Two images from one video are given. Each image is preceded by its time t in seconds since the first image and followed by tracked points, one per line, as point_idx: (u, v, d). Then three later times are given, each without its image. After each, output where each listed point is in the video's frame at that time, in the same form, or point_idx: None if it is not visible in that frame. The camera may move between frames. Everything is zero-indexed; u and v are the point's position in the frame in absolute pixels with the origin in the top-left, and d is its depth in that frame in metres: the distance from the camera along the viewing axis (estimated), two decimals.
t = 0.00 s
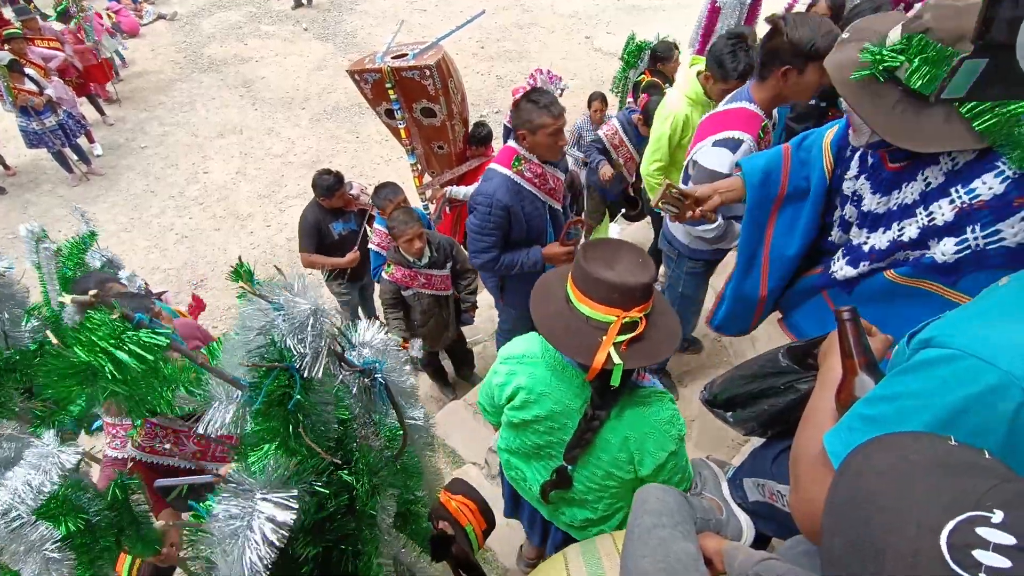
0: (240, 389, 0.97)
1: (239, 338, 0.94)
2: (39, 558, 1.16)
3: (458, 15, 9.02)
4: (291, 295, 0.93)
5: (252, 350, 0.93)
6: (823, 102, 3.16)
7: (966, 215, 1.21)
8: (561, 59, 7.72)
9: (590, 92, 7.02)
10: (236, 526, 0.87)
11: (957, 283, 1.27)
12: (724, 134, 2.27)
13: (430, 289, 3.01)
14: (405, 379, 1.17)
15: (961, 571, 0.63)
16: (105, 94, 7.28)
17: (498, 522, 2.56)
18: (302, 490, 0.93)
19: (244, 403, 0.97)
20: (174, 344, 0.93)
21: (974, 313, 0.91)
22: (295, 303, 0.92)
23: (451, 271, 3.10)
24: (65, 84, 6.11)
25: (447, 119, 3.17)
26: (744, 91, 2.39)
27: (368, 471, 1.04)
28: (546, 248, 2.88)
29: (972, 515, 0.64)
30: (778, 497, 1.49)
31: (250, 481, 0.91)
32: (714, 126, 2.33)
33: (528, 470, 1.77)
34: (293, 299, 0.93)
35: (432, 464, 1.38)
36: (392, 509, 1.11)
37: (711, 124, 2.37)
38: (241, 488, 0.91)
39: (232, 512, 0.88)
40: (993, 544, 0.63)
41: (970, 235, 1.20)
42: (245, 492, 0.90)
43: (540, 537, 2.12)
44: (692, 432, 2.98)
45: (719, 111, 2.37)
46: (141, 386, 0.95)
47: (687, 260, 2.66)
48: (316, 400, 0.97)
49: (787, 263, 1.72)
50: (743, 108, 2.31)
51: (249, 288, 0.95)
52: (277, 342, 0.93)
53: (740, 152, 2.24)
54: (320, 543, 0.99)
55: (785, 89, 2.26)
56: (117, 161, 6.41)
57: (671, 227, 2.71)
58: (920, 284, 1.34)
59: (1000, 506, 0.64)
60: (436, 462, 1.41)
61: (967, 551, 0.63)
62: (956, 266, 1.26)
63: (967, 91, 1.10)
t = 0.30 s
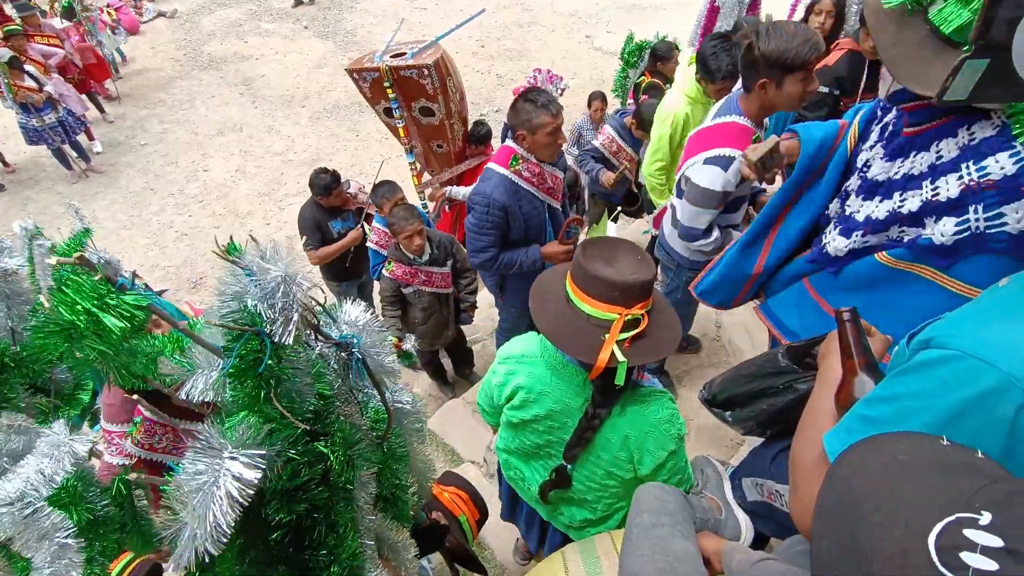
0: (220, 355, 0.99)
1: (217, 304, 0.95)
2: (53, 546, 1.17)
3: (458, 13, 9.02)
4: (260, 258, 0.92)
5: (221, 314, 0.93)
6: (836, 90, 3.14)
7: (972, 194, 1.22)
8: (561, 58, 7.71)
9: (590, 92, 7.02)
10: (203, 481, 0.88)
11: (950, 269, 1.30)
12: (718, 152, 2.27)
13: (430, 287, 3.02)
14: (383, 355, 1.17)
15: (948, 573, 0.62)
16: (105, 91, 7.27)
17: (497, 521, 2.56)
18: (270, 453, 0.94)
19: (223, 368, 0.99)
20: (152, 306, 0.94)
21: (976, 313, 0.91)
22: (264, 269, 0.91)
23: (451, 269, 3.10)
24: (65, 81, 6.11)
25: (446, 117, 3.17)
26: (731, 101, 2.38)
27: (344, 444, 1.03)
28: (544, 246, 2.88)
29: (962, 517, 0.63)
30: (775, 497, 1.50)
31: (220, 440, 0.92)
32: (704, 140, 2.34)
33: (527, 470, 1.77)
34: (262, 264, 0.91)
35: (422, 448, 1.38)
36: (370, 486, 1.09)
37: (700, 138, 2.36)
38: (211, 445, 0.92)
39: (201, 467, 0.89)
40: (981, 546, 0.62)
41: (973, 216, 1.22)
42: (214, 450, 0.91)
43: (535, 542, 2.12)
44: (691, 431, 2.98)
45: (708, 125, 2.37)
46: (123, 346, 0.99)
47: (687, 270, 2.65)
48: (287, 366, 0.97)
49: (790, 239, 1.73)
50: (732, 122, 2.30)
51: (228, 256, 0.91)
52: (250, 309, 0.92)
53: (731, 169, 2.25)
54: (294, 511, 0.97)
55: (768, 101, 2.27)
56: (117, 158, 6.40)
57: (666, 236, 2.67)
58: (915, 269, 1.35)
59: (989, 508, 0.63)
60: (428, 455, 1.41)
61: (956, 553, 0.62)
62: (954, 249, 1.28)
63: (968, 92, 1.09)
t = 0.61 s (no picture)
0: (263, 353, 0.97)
1: (267, 302, 0.94)
2: (69, 539, 1.18)
3: (459, 11, 9.01)
4: (317, 264, 0.93)
5: (274, 316, 0.93)
6: (845, 81, 3.12)
7: (952, 169, 1.37)
8: (561, 56, 7.71)
9: (591, 91, 7.01)
10: (236, 486, 0.87)
11: (906, 242, 1.50)
12: (714, 164, 2.28)
13: (430, 285, 3.01)
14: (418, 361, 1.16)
15: None
16: (105, 88, 7.25)
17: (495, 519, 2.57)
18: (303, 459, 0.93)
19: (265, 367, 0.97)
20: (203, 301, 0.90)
21: (977, 310, 0.91)
22: (321, 273, 0.92)
23: (452, 267, 3.10)
24: (65, 78, 6.10)
25: (445, 116, 3.16)
26: (726, 108, 2.38)
27: (376, 450, 1.03)
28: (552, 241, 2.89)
29: (945, 521, 0.64)
30: (774, 496, 1.50)
31: (255, 445, 0.91)
32: (699, 154, 2.35)
33: (520, 459, 1.77)
34: (319, 269, 0.93)
35: (448, 446, 1.36)
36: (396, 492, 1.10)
37: (694, 151, 2.38)
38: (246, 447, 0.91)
39: (235, 472, 0.88)
40: (967, 551, 0.62)
41: (944, 190, 1.40)
42: (248, 455, 0.90)
43: (521, 530, 2.12)
44: (690, 430, 2.99)
45: (700, 138, 2.38)
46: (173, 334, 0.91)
47: (689, 277, 2.67)
48: (333, 371, 0.97)
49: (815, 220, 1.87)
50: (727, 133, 2.31)
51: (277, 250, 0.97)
52: (299, 310, 0.92)
53: (729, 182, 2.27)
54: (321, 517, 0.97)
55: (763, 111, 2.27)
56: (117, 155, 6.39)
57: (665, 245, 2.66)
58: (875, 246, 1.57)
59: (971, 511, 0.64)
60: (455, 455, 1.41)
61: (942, 559, 0.62)
62: (917, 222, 1.47)
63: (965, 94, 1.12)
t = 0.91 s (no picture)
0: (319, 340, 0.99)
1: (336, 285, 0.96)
2: (85, 556, 1.19)
3: (459, 10, 9.00)
4: (392, 242, 0.96)
5: (350, 298, 0.95)
6: (847, 79, 3.12)
7: (947, 126, 1.39)
8: (562, 56, 7.70)
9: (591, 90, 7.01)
10: (335, 462, 0.89)
11: (897, 200, 1.54)
12: (719, 175, 2.29)
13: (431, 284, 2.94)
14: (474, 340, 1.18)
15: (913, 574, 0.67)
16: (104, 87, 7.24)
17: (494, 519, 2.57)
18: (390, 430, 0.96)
19: (327, 352, 1.00)
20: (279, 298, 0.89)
21: (978, 307, 0.93)
22: (397, 250, 0.95)
23: (453, 265, 3.09)
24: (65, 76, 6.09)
25: (444, 114, 3.15)
26: (727, 115, 2.39)
27: (437, 425, 1.06)
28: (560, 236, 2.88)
29: (920, 518, 0.68)
30: (773, 495, 1.49)
31: (347, 418, 0.93)
32: (701, 163, 2.35)
33: (519, 458, 1.77)
34: (395, 246, 0.96)
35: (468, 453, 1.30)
36: (448, 465, 1.11)
37: (695, 162, 2.39)
38: (337, 423, 0.94)
39: (332, 447, 0.90)
40: (941, 546, 0.66)
41: (936, 149, 1.42)
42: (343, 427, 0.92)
43: (517, 528, 2.13)
44: (689, 430, 2.98)
45: (704, 147, 2.37)
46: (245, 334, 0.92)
47: (689, 281, 2.64)
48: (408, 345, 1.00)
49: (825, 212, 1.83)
50: (730, 142, 2.30)
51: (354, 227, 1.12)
52: (375, 288, 0.94)
53: (733, 192, 2.29)
54: (399, 489, 1.00)
55: (767, 120, 2.28)
56: (117, 153, 6.39)
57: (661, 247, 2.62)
58: (869, 205, 1.62)
59: (943, 506, 0.68)
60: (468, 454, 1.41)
61: (919, 555, 0.66)
62: (909, 181, 1.50)
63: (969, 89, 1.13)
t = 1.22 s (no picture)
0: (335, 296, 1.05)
1: (348, 241, 1.02)
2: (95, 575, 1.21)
3: (459, 10, 9.00)
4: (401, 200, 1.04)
5: (360, 252, 1.01)
6: (846, 79, 3.13)
7: (953, 135, 1.40)
8: (562, 55, 7.70)
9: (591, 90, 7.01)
10: (347, 399, 0.92)
11: (903, 208, 1.52)
12: (717, 178, 2.29)
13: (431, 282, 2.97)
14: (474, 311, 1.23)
15: (907, 574, 0.66)
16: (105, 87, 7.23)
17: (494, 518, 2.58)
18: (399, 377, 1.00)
19: (339, 309, 1.06)
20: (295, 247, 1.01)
21: (976, 302, 0.98)
22: (406, 209, 1.04)
23: (454, 265, 3.09)
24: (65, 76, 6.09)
25: (443, 115, 3.15)
26: (727, 117, 2.39)
27: (440, 385, 1.10)
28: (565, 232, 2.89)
29: (912, 516, 0.68)
30: (772, 495, 1.49)
31: (355, 360, 0.98)
32: (700, 166, 2.35)
33: (523, 468, 1.76)
34: (403, 205, 1.04)
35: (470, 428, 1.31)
36: (452, 428, 1.13)
37: (694, 164, 2.38)
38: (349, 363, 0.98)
39: (344, 384, 0.93)
40: (933, 544, 0.65)
41: (942, 156, 1.42)
42: (352, 368, 0.96)
43: (528, 539, 2.12)
44: (689, 430, 2.99)
45: (703, 149, 2.37)
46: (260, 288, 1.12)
47: (688, 282, 2.65)
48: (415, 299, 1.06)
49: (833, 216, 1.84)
50: (729, 144, 2.30)
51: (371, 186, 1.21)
52: (385, 241, 1.01)
53: (731, 196, 2.28)
54: (403, 442, 1.02)
55: (768, 122, 2.28)
56: (117, 154, 6.39)
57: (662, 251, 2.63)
58: (878, 215, 1.59)
59: (935, 503, 0.68)
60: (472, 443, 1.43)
61: (911, 554, 0.66)
62: (914, 189, 1.48)
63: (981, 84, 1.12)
